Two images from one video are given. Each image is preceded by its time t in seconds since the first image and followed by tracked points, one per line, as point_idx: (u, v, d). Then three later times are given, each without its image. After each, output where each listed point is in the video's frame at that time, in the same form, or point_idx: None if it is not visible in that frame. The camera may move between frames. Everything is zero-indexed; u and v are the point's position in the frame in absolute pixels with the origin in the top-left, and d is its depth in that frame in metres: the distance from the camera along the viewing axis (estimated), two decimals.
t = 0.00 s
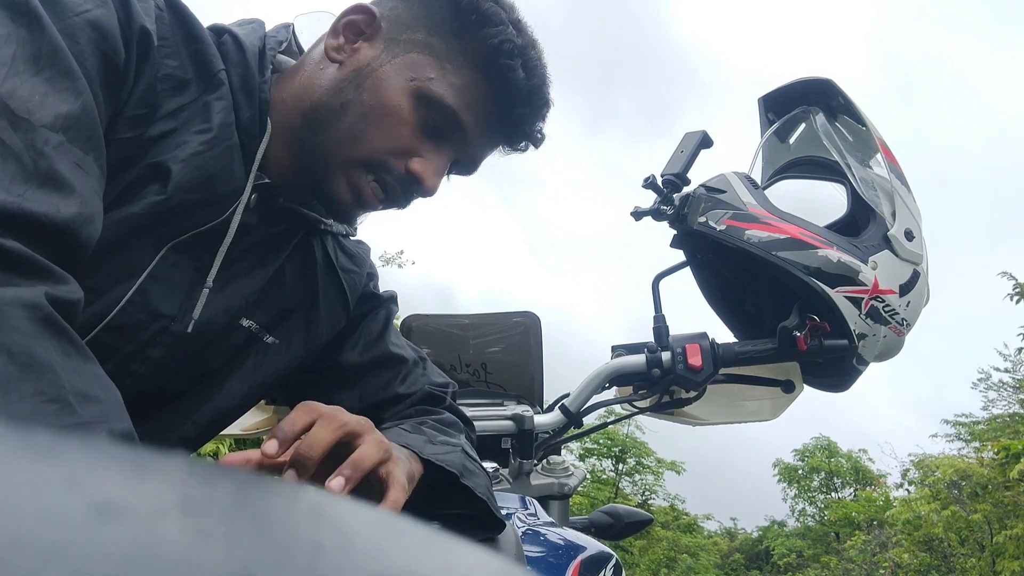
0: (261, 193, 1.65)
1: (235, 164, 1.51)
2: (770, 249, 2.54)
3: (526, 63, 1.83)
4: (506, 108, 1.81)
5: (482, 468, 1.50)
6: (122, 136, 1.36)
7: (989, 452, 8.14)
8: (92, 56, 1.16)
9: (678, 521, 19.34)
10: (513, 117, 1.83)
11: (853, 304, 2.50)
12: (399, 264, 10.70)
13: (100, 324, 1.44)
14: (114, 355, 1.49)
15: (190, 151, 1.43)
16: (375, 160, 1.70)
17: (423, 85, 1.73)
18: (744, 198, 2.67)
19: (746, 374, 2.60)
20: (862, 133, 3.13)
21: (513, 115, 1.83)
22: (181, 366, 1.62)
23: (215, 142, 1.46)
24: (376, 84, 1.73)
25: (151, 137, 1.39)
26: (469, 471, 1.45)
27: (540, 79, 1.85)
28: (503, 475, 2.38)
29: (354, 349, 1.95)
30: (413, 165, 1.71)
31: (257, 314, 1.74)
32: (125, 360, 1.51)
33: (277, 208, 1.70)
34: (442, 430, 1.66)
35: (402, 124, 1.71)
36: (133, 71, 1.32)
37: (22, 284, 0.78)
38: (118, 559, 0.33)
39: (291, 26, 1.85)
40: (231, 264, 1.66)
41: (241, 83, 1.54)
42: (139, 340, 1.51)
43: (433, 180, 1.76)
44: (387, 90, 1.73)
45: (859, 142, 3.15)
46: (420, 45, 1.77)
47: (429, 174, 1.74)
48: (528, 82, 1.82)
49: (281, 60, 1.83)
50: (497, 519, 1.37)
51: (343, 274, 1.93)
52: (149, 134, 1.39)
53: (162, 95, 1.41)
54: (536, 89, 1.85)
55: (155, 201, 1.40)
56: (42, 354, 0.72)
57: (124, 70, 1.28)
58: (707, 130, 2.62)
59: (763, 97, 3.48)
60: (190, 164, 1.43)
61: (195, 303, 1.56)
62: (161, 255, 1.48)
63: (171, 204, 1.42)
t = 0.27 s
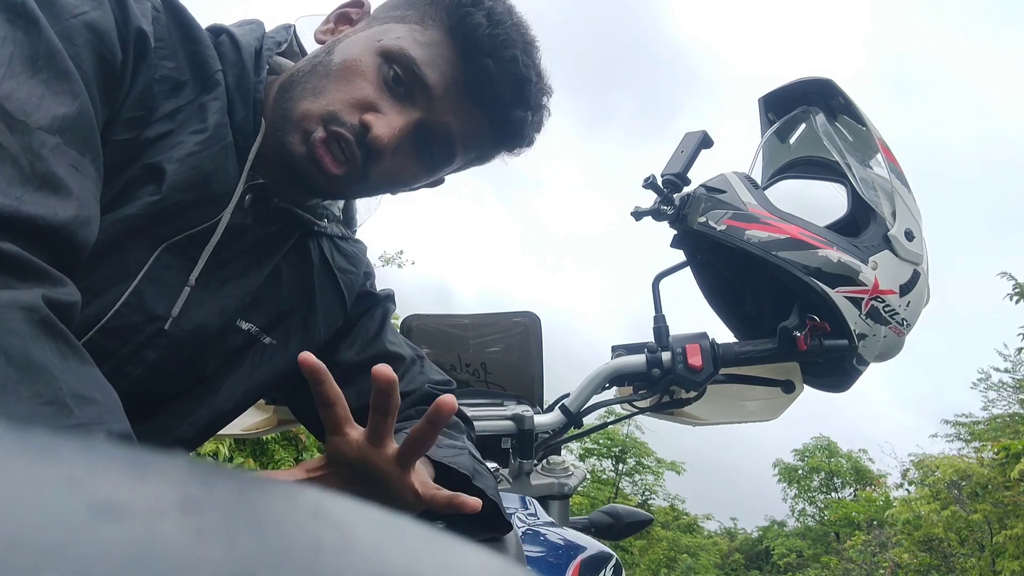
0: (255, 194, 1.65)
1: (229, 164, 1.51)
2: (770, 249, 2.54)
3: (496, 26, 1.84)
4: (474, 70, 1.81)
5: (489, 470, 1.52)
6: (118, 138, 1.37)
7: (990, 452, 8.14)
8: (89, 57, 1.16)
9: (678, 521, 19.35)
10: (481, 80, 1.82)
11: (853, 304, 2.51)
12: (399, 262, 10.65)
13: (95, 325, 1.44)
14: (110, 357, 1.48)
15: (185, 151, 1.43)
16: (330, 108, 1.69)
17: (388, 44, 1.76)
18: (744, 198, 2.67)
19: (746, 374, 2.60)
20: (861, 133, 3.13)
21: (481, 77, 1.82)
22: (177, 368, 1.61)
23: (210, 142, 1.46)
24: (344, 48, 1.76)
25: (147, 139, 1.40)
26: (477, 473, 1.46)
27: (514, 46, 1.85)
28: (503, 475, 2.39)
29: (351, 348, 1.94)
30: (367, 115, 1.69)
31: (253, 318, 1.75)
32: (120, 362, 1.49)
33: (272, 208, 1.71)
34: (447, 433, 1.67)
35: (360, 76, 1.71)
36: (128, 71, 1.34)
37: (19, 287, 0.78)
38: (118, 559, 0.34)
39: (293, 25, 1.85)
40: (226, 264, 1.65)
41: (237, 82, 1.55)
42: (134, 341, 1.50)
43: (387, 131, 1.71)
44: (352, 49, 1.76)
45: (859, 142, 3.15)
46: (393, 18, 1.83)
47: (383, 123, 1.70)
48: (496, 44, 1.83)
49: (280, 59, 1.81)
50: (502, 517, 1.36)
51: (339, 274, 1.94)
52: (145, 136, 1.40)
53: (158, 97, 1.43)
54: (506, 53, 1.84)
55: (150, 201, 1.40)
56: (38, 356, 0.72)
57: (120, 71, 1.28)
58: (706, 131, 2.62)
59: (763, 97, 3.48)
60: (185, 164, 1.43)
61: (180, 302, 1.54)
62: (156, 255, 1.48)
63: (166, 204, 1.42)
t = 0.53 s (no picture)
0: (254, 190, 1.65)
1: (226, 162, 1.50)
2: (770, 249, 2.54)
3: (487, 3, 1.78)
4: (465, 51, 1.76)
5: (483, 469, 1.51)
6: (115, 136, 1.37)
7: (990, 453, 8.14)
8: (86, 55, 1.16)
9: (678, 521, 19.35)
10: (474, 60, 1.77)
11: (853, 304, 2.50)
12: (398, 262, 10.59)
13: (95, 324, 1.44)
14: (109, 356, 1.48)
15: (183, 148, 1.42)
16: (323, 100, 1.69)
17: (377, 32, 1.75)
18: (744, 198, 2.67)
19: (746, 374, 2.60)
20: (861, 133, 3.13)
21: (473, 57, 1.77)
22: (176, 368, 1.61)
23: (208, 139, 1.46)
24: (337, 40, 1.76)
25: (145, 137, 1.39)
26: (471, 474, 1.45)
27: (505, 22, 1.78)
28: (503, 475, 2.38)
29: (351, 349, 1.94)
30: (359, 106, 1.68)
31: (254, 318, 1.74)
32: (119, 361, 1.50)
33: (272, 205, 1.70)
34: (442, 433, 1.65)
35: (352, 67, 1.71)
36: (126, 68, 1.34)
37: (18, 286, 0.78)
38: (119, 559, 0.33)
39: (291, 23, 1.85)
40: (226, 263, 1.65)
41: (235, 78, 1.54)
42: (133, 340, 1.49)
43: (383, 120, 1.71)
44: (344, 40, 1.75)
45: (859, 142, 3.15)
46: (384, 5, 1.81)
47: (377, 112, 1.69)
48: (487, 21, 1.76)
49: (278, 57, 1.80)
50: (499, 519, 1.38)
51: (340, 273, 1.93)
52: (143, 134, 1.39)
53: (156, 95, 1.42)
54: (497, 31, 1.78)
55: (147, 199, 1.39)
56: (37, 356, 0.72)
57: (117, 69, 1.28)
58: (706, 130, 2.62)
59: (763, 97, 3.48)
60: (183, 161, 1.42)
61: (187, 302, 1.55)
62: (155, 254, 1.48)
63: (163, 202, 1.41)
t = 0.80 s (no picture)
0: (253, 190, 1.65)
1: (224, 164, 1.50)
2: (770, 249, 2.54)
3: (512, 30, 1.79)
4: (496, 86, 1.77)
5: (477, 468, 1.50)
6: (113, 135, 1.37)
7: (989, 453, 8.14)
8: (84, 54, 1.16)
9: (678, 521, 19.34)
10: (503, 99, 1.78)
11: (853, 304, 2.50)
12: (398, 262, 10.45)
13: (92, 324, 1.44)
14: (107, 356, 1.48)
15: (182, 146, 1.42)
16: (357, 138, 1.68)
17: (408, 62, 1.71)
18: (744, 198, 2.67)
19: (746, 374, 2.60)
20: (861, 133, 3.13)
21: (502, 93, 1.77)
22: (175, 366, 1.61)
23: (207, 138, 1.46)
24: (359, 61, 1.72)
25: (144, 135, 1.40)
26: (464, 472, 1.45)
27: (534, 63, 1.80)
28: (503, 475, 2.38)
29: (351, 349, 1.95)
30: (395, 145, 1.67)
31: (253, 316, 1.75)
32: (118, 361, 1.50)
33: (272, 205, 1.70)
34: (439, 432, 1.66)
35: (384, 102, 1.69)
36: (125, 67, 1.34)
37: (17, 286, 0.78)
38: (119, 559, 0.34)
39: (287, 20, 1.85)
40: (226, 263, 1.66)
41: (235, 76, 1.54)
42: (132, 340, 1.50)
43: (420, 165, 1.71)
44: (371, 67, 1.71)
45: (859, 142, 3.15)
46: (408, 26, 1.75)
47: (413, 155, 1.69)
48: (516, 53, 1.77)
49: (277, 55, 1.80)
50: (494, 519, 1.39)
51: (340, 273, 1.93)
52: (142, 133, 1.39)
53: (155, 93, 1.42)
54: (526, 69, 1.79)
55: (146, 198, 1.39)
56: (35, 356, 0.72)
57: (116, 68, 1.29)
58: (706, 130, 2.62)
59: (763, 97, 3.48)
60: (182, 159, 1.42)
61: (179, 299, 1.54)
62: (154, 253, 1.48)
63: (162, 201, 1.41)
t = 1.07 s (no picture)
0: (257, 191, 1.65)
1: (233, 162, 1.51)
2: (771, 249, 2.54)
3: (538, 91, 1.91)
4: (515, 146, 1.92)
5: (481, 469, 1.50)
6: (109, 136, 1.37)
7: (989, 453, 8.14)
8: (74, 54, 1.16)
9: (678, 521, 19.36)
10: (518, 155, 1.94)
11: (853, 304, 2.50)
12: (398, 263, 10.48)
13: (91, 323, 1.44)
14: (105, 356, 1.49)
15: (183, 153, 1.42)
16: (391, 190, 1.77)
17: (447, 122, 1.79)
18: (744, 198, 2.67)
19: (746, 374, 2.60)
20: (861, 133, 3.13)
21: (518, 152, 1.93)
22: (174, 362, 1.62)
23: (208, 142, 1.45)
24: (400, 109, 1.76)
25: (139, 137, 1.39)
26: (467, 473, 1.45)
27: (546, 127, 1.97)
28: (503, 475, 2.38)
29: (350, 349, 1.94)
30: (420, 198, 1.79)
31: (248, 310, 1.74)
32: (116, 360, 1.50)
33: (272, 204, 1.71)
34: (440, 432, 1.65)
35: (421, 160, 1.77)
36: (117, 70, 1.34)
37: (7, 290, 0.78)
38: (119, 559, 0.33)
39: (280, 17, 1.82)
40: (226, 262, 1.67)
41: (236, 78, 1.54)
42: (131, 338, 1.50)
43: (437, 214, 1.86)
44: (414, 122, 1.77)
45: (859, 142, 3.15)
46: (451, 83, 1.80)
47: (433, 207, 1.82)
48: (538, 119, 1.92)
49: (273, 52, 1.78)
50: (495, 519, 1.39)
51: (338, 271, 1.92)
52: (137, 134, 1.39)
53: (150, 93, 1.42)
54: (540, 126, 1.94)
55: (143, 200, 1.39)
56: (27, 361, 0.72)
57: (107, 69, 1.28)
58: (706, 131, 2.61)
59: (763, 97, 3.48)
60: (183, 166, 1.42)
61: (197, 302, 1.58)
62: (155, 253, 1.48)
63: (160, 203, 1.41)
